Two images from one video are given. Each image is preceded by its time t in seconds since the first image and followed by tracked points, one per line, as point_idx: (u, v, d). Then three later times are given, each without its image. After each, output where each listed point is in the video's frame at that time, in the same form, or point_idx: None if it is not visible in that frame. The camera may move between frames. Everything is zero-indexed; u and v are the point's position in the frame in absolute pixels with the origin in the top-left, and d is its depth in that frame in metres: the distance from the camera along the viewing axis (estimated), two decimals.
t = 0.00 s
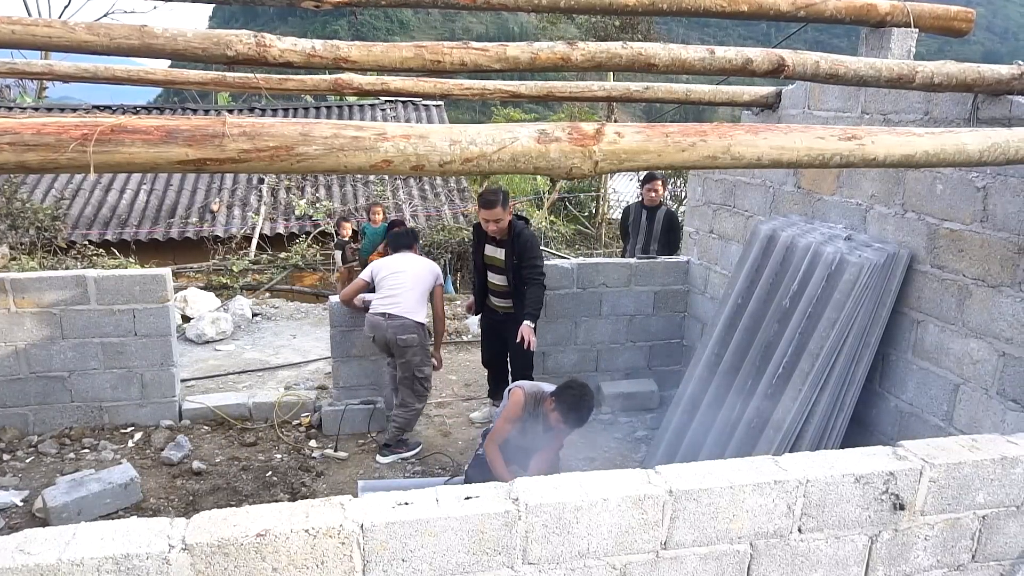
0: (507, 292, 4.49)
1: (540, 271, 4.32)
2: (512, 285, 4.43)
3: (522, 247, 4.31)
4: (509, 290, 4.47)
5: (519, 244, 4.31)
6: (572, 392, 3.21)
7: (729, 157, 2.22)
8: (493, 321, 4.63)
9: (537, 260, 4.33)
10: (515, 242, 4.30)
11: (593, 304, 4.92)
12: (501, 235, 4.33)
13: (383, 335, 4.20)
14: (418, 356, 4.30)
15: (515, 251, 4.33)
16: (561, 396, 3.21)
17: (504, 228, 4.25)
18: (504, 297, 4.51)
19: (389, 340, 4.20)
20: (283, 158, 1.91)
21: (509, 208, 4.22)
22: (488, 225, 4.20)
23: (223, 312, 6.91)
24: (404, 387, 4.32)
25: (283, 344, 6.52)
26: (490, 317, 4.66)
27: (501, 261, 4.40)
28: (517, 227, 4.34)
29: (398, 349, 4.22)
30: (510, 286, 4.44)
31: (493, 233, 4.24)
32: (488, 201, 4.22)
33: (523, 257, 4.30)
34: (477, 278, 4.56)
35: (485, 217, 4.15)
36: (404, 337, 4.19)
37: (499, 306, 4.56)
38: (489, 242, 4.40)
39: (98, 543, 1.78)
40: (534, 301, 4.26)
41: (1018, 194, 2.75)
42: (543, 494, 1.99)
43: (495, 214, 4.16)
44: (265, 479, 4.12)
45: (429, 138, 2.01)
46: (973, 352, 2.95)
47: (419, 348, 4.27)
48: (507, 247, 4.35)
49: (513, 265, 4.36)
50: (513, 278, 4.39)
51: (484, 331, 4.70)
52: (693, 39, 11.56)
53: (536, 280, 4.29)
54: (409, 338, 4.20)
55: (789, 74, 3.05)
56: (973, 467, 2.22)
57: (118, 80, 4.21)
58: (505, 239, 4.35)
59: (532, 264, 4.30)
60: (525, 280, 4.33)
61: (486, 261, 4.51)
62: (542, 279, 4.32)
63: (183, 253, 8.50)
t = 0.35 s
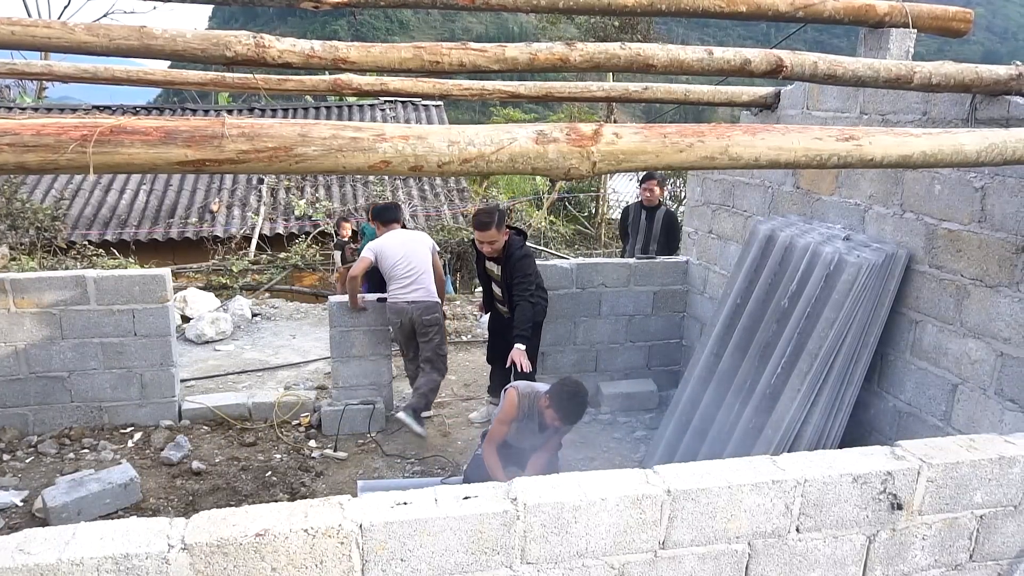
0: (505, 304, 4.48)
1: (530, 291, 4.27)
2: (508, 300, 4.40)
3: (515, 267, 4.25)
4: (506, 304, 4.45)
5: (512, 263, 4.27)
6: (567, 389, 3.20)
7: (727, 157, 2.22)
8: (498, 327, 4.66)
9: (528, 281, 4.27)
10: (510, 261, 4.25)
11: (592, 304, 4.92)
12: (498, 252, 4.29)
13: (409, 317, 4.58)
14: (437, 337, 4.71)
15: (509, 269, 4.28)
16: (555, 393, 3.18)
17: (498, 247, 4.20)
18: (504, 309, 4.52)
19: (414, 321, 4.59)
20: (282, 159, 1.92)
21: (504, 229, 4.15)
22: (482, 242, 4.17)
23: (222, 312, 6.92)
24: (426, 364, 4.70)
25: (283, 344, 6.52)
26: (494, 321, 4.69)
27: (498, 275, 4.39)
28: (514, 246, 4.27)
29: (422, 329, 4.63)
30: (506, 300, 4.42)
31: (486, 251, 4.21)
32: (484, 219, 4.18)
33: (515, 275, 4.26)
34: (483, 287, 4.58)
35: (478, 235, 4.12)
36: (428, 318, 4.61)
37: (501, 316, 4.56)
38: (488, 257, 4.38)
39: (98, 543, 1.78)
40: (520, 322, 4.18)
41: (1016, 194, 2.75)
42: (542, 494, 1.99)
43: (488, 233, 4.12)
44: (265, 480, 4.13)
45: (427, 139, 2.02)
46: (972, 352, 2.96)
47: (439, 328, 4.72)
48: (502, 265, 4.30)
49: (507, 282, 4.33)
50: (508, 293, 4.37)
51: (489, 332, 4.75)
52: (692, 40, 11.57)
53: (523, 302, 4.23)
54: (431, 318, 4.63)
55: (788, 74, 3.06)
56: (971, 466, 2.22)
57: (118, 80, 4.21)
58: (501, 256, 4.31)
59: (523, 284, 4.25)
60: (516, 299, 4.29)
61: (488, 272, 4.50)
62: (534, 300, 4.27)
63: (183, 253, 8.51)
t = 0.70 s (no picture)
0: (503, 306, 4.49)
1: (529, 294, 4.27)
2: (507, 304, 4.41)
3: (512, 270, 4.25)
4: (504, 305, 4.46)
5: (510, 266, 4.27)
6: (564, 388, 3.20)
7: (725, 158, 2.23)
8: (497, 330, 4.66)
9: (525, 283, 4.27)
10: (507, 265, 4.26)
11: (591, 305, 4.92)
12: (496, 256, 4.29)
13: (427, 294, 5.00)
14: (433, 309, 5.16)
15: (507, 272, 4.29)
16: (552, 393, 3.19)
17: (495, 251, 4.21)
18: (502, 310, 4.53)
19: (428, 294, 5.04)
20: (281, 159, 1.92)
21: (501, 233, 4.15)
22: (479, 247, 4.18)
23: (222, 312, 6.92)
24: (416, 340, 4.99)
25: (282, 344, 6.53)
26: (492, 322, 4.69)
27: (495, 277, 4.39)
28: (511, 249, 4.27)
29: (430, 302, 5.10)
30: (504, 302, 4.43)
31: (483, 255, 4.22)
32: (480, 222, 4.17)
33: (513, 279, 4.26)
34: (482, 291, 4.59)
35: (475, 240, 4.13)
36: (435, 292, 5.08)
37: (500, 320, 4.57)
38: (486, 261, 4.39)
39: (97, 543, 1.79)
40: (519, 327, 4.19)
41: (1015, 194, 2.75)
42: (541, 493, 1.99)
43: (484, 237, 4.12)
44: (264, 480, 4.13)
45: (426, 139, 2.02)
46: (970, 352, 2.96)
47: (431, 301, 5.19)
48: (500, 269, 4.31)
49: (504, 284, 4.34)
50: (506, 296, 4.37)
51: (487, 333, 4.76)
52: (692, 40, 11.59)
53: (521, 306, 4.22)
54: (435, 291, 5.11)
55: (786, 74, 3.07)
56: (970, 466, 2.22)
57: (118, 81, 4.22)
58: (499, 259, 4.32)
59: (520, 288, 4.25)
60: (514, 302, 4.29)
61: (486, 273, 4.50)
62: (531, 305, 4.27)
63: (183, 253, 8.51)
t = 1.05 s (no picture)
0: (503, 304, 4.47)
1: (531, 292, 4.25)
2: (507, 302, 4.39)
3: (514, 266, 4.24)
4: (504, 303, 4.44)
5: (511, 263, 4.26)
6: (563, 388, 3.20)
7: (724, 158, 2.23)
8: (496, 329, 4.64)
9: (527, 281, 4.25)
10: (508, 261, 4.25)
11: (590, 305, 4.92)
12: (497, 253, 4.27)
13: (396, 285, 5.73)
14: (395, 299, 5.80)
15: (508, 269, 4.28)
16: (552, 393, 3.19)
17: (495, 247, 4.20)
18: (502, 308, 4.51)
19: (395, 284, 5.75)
20: (281, 159, 1.92)
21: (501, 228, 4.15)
22: (479, 242, 4.17)
23: (222, 312, 6.93)
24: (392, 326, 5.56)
25: (282, 344, 6.53)
26: (493, 322, 4.67)
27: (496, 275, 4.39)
28: (511, 246, 4.27)
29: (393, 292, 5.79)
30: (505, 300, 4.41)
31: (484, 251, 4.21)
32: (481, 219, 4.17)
33: (515, 276, 4.25)
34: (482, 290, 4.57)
35: (475, 234, 4.12)
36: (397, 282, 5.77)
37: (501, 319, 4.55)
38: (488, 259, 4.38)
39: (97, 543, 1.79)
40: (521, 323, 4.15)
41: (1014, 194, 2.76)
42: (540, 494, 1.99)
43: (485, 231, 4.12)
44: (264, 480, 4.13)
45: (425, 139, 2.02)
46: (970, 352, 2.96)
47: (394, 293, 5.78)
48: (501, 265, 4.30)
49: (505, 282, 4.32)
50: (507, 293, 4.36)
51: (485, 331, 4.75)
52: (692, 39, 11.59)
53: (523, 303, 4.19)
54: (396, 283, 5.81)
55: (786, 74, 3.07)
56: (969, 466, 2.22)
57: (118, 81, 4.21)
58: (500, 256, 4.31)
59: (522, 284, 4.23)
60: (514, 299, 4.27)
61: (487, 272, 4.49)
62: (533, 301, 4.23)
63: (183, 253, 8.51)
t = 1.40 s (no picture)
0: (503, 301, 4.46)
1: (534, 285, 4.26)
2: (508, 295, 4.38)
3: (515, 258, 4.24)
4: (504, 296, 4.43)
5: (513, 255, 4.25)
6: (563, 389, 3.20)
7: (724, 158, 2.23)
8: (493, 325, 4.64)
9: (530, 274, 4.25)
10: (510, 253, 4.24)
11: (590, 305, 4.93)
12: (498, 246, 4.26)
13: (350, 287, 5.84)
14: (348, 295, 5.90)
15: (509, 262, 4.26)
16: (551, 393, 3.18)
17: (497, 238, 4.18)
18: (502, 305, 4.50)
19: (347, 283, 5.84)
20: (280, 159, 1.92)
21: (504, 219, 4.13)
22: (482, 232, 4.14)
23: (221, 312, 6.93)
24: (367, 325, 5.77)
25: (281, 344, 6.53)
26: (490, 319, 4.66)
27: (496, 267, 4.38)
28: (512, 238, 4.25)
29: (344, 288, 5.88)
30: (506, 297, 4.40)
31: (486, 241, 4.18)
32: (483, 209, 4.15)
33: (517, 268, 4.24)
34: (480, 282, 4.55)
35: (479, 224, 4.10)
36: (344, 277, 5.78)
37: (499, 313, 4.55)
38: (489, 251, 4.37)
39: (97, 543, 1.79)
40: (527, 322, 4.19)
41: (1013, 194, 2.76)
42: (540, 494, 2.00)
43: (487, 221, 4.09)
44: (263, 480, 4.13)
45: (425, 139, 2.02)
46: (969, 352, 2.96)
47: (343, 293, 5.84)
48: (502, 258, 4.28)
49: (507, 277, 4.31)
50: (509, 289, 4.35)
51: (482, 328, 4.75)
52: (691, 39, 11.59)
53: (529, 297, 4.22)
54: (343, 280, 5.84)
55: (785, 74, 3.08)
56: (968, 466, 2.22)
57: (117, 81, 4.21)
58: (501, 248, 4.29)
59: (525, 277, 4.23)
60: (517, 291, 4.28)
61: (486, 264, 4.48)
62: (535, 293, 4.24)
63: (182, 253, 8.52)
